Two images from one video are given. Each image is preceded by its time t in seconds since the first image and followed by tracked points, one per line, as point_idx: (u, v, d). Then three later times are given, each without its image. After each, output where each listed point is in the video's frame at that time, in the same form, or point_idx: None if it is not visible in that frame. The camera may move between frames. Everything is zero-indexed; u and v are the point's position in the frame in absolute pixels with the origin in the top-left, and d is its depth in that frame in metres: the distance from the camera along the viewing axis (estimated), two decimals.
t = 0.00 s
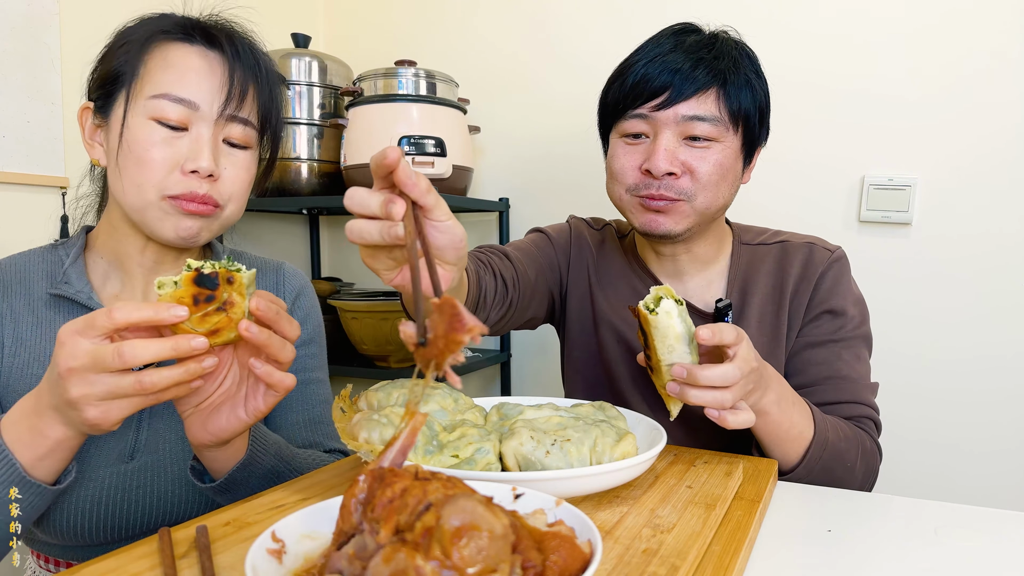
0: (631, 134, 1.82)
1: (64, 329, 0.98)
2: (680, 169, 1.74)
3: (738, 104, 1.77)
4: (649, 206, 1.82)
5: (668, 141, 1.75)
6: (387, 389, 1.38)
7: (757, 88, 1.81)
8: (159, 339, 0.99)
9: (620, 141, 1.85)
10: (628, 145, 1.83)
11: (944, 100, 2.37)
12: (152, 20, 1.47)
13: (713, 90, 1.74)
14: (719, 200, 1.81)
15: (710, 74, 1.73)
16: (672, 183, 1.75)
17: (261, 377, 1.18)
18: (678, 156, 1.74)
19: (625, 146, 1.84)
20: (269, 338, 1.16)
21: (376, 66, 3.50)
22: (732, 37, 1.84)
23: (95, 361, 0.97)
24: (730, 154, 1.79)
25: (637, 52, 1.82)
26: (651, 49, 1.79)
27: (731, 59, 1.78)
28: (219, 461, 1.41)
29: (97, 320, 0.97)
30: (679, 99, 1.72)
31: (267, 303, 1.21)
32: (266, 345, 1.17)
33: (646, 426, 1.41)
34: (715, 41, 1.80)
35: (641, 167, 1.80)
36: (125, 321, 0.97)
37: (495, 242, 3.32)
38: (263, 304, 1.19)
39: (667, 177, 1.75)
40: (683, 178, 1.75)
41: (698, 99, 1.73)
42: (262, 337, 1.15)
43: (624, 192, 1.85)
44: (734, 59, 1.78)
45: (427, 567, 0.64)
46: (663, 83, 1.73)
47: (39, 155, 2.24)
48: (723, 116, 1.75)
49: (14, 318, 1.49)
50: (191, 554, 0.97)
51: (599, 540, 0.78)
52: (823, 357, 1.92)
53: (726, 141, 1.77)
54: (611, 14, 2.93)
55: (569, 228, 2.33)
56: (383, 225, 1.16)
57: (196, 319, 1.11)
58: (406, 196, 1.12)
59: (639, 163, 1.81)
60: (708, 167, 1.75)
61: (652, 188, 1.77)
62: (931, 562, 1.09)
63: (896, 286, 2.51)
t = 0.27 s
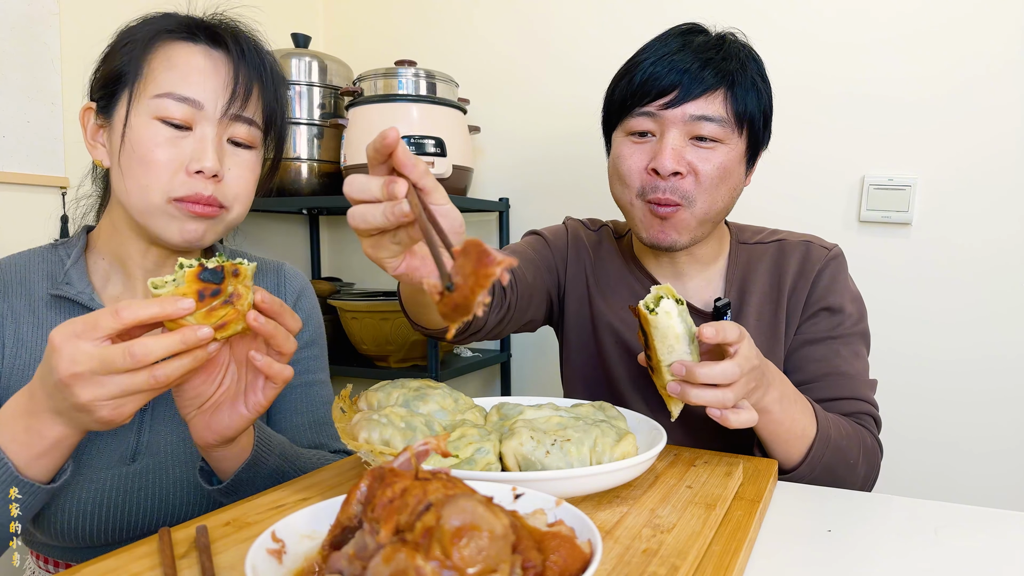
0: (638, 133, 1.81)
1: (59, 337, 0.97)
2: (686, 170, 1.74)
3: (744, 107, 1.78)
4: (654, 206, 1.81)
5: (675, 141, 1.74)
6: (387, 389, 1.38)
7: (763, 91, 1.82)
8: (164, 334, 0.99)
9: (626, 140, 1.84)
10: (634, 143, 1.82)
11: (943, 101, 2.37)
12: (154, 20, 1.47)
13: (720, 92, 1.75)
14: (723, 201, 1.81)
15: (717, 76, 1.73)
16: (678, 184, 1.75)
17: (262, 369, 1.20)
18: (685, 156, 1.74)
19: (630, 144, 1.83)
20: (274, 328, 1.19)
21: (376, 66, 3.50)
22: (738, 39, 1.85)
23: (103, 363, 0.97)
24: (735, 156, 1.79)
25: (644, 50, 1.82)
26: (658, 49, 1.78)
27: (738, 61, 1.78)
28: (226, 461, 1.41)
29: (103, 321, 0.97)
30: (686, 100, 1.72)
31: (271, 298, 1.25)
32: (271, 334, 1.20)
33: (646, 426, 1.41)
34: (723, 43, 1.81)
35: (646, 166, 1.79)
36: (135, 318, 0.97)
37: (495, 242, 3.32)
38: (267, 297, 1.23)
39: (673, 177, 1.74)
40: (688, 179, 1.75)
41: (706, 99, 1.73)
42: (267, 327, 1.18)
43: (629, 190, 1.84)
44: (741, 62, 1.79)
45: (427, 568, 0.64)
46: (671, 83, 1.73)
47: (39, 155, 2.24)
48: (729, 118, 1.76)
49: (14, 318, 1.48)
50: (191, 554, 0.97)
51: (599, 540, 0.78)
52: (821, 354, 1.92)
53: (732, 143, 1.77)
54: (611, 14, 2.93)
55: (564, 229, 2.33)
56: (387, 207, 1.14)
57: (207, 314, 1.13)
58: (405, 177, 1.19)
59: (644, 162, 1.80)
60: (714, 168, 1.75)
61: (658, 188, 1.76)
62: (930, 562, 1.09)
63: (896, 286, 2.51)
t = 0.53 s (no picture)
0: (646, 133, 1.80)
1: (81, 355, 0.95)
2: (693, 172, 1.74)
3: (753, 110, 1.79)
4: (660, 207, 1.81)
5: (683, 143, 1.74)
6: (387, 389, 1.38)
7: (771, 94, 1.82)
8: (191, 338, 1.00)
9: (633, 139, 1.82)
10: (642, 143, 1.81)
11: (943, 101, 2.37)
12: (155, 21, 1.45)
13: (730, 95, 1.75)
14: (728, 203, 1.82)
15: (727, 79, 1.73)
16: (685, 185, 1.75)
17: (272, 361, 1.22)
18: (693, 158, 1.74)
19: (637, 144, 1.82)
20: (279, 326, 1.19)
21: (376, 66, 3.50)
22: (748, 42, 1.85)
23: (137, 374, 0.97)
24: (741, 159, 1.80)
25: (653, 49, 1.81)
26: (669, 49, 1.78)
27: (748, 65, 1.79)
28: (252, 448, 1.46)
29: (129, 334, 0.95)
30: (697, 102, 1.72)
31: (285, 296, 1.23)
32: (278, 333, 1.19)
33: (646, 426, 1.41)
34: (733, 46, 1.81)
35: (654, 167, 1.78)
36: (162, 327, 0.96)
37: (495, 242, 3.32)
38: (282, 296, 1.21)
39: (680, 179, 1.75)
40: (696, 181, 1.75)
41: (716, 103, 1.73)
42: (273, 325, 1.17)
43: (635, 191, 1.83)
44: (751, 65, 1.79)
45: (427, 568, 0.64)
46: (682, 85, 1.72)
47: (40, 155, 2.24)
48: (738, 122, 1.76)
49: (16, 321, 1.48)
50: (191, 554, 0.97)
51: (599, 540, 0.78)
52: (818, 351, 1.92)
53: (739, 146, 1.78)
54: (611, 15, 2.93)
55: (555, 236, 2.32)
56: (428, 216, 1.14)
57: (223, 311, 1.17)
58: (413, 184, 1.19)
59: (652, 163, 1.79)
60: (721, 170, 1.76)
61: (665, 189, 1.77)
62: (930, 562, 1.09)
63: (896, 286, 2.51)
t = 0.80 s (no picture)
0: (643, 126, 1.80)
1: (115, 357, 0.95)
2: (688, 166, 1.73)
3: (749, 109, 1.79)
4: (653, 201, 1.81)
5: (679, 136, 1.73)
6: (387, 389, 1.38)
7: (768, 95, 1.82)
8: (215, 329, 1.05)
9: (630, 133, 1.82)
10: (638, 136, 1.81)
11: (943, 101, 2.37)
12: (175, 26, 1.44)
13: (727, 92, 1.75)
14: (718, 205, 1.80)
15: (724, 76, 1.73)
16: (679, 179, 1.74)
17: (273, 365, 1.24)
18: (688, 152, 1.73)
19: (634, 138, 1.82)
20: (282, 331, 1.21)
21: (376, 66, 3.50)
22: (747, 43, 1.86)
23: (170, 371, 0.99)
24: (736, 157, 1.79)
25: (652, 47, 1.82)
26: (668, 46, 1.79)
27: (746, 65, 1.79)
28: (259, 449, 1.50)
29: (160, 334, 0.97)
30: (693, 95, 1.72)
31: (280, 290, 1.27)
32: (280, 338, 1.21)
33: (646, 426, 1.41)
34: (732, 45, 1.82)
35: (649, 160, 1.77)
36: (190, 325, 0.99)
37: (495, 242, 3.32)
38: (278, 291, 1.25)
39: (673, 172, 1.73)
40: (690, 176, 1.74)
41: (712, 97, 1.73)
42: (274, 331, 1.19)
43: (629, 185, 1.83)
44: (748, 64, 1.80)
45: (427, 568, 0.64)
46: (678, 79, 1.73)
47: (39, 155, 2.24)
48: (734, 119, 1.76)
49: (19, 324, 1.47)
50: (191, 554, 0.97)
51: (599, 540, 0.78)
52: (815, 352, 1.91)
53: (734, 144, 1.77)
54: (611, 15, 2.93)
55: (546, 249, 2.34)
56: (488, 271, 1.33)
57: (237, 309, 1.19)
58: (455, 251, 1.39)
59: (647, 155, 1.79)
60: (715, 166, 1.74)
61: (658, 181, 1.75)
62: (930, 562, 1.09)
63: (896, 286, 2.51)
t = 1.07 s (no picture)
0: (634, 134, 1.80)
1: (151, 365, 0.97)
2: (679, 173, 1.73)
3: (741, 115, 1.78)
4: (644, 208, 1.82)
5: (670, 144, 1.73)
6: (387, 389, 1.38)
7: (760, 98, 1.82)
8: (239, 339, 1.07)
9: (622, 141, 1.83)
10: (630, 144, 1.81)
11: (942, 101, 2.38)
12: (214, 33, 1.43)
13: (718, 98, 1.74)
14: (712, 209, 1.81)
15: (715, 82, 1.73)
16: (671, 186, 1.75)
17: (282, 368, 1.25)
18: (679, 160, 1.73)
19: (625, 145, 1.82)
20: (292, 336, 1.22)
21: (376, 66, 3.50)
22: (740, 46, 1.85)
23: (206, 377, 1.01)
24: (729, 163, 1.79)
25: (644, 51, 1.81)
26: (659, 51, 1.78)
27: (738, 69, 1.78)
28: (266, 456, 1.51)
29: (195, 342, 0.98)
30: (684, 104, 1.72)
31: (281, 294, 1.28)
32: (290, 343, 1.22)
33: (646, 426, 1.41)
34: (724, 50, 1.81)
35: (641, 168, 1.78)
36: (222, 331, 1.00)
37: (495, 242, 3.32)
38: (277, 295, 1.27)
39: (666, 180, 1.74)
40: (682, 183, 1.75)
41: (704, 104, 1.73)
42: (284, 337, 1.22)
43: (621, 192, 1.85)
44: (740, 69, 1.79)
45: (427, 568, 0.64)
46: (670, 86, 1.72)
47: (40, 155, 2.24)
48: (725, 125, 1.75)
49: (30, 324, 1.45)
50: (191, 554, 0.97)
51: (599, 540, 0.78)
52: (815, 354, 1.92)
53: (727, 150, 1.77)
54: (610, 15, 2.93)
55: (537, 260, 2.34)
56: (506, 301, 1.63)
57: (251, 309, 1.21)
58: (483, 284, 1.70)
59: (638, 163, 1.80)
60: (707, 175, 1.74)
61: (650, 189, 1.76)
62: (930, 563, 1.09)
63: (896, 285, 2.51)
